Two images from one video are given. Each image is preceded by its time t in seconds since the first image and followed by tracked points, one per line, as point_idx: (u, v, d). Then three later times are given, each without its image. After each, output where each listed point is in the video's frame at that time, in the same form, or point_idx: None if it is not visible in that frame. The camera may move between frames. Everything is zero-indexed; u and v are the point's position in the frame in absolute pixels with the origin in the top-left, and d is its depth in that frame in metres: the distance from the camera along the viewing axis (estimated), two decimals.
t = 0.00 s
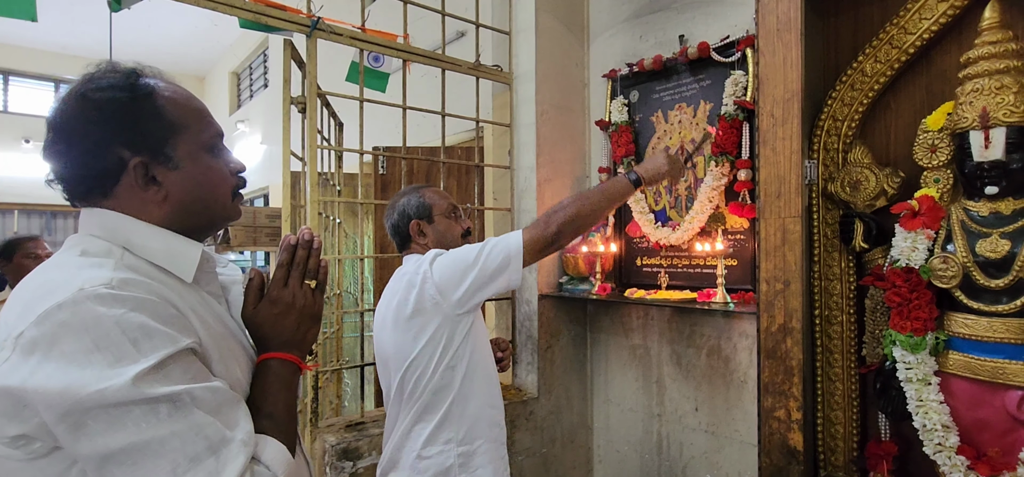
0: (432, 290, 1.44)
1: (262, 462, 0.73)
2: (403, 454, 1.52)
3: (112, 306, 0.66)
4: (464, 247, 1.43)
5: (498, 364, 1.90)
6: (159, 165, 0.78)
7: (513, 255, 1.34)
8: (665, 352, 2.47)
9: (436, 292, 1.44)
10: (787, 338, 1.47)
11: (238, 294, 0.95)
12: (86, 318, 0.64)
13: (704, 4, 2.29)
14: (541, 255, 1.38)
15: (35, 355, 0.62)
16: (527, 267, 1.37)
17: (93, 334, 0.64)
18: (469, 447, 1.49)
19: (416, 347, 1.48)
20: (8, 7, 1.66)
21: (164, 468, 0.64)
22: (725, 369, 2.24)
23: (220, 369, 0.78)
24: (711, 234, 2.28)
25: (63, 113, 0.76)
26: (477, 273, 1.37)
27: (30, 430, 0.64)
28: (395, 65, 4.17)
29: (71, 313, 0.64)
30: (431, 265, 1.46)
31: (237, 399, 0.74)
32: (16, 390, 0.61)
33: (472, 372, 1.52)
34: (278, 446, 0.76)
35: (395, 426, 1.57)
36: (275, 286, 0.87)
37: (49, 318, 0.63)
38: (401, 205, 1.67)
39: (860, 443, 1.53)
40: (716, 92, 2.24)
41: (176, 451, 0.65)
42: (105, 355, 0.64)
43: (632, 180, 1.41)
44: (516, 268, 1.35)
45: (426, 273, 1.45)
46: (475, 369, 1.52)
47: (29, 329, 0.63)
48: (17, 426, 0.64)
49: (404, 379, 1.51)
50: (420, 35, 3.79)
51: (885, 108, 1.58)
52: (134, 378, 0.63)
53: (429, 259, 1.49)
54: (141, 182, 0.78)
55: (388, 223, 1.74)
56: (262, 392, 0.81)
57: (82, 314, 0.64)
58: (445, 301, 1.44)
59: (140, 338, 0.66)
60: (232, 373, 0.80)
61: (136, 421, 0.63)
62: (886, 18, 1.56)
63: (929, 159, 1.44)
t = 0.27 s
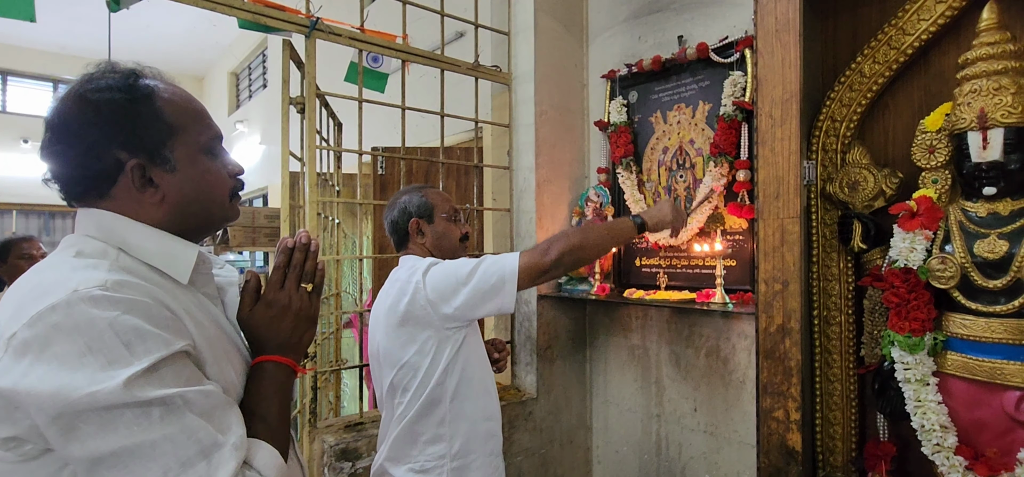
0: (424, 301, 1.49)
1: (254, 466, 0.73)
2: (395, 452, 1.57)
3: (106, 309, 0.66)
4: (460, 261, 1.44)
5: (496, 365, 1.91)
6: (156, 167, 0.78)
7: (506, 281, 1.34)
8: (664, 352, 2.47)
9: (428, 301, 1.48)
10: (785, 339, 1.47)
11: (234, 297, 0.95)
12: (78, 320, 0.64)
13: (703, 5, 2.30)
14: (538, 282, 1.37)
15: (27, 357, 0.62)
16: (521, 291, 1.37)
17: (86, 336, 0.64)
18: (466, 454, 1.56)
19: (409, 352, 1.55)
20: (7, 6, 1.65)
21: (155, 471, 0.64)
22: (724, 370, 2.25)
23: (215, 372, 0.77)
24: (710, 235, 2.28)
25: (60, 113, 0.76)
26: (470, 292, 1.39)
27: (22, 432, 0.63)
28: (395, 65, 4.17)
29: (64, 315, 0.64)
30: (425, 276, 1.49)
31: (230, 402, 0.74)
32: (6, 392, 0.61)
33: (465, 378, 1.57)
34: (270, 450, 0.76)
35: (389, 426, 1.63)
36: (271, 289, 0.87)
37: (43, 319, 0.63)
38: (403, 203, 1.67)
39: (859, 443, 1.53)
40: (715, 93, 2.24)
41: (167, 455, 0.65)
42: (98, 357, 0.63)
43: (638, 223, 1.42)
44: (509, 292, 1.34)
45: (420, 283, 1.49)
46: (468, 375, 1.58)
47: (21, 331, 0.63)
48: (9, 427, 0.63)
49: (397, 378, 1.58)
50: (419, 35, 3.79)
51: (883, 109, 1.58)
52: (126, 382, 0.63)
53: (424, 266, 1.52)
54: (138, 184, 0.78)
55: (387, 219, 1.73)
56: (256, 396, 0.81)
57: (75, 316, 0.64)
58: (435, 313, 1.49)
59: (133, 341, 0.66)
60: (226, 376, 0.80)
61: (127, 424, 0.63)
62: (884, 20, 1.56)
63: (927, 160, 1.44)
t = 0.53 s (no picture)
0: (417, 308, 1.49)
1: (249, 470, 0.73)
2: (391, 458, 1.58)
3: (103, 310, 0.66)
4: (455, 271, 1.43)
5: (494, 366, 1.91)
6: (156, 168, 0.78)
7: (499, 299, 1.33)
8: (664, 353, 2.47)
9: (421, 308, 1.48)
10: (785, 340, 1.47)
11: (231, 300, 0.95)
12: (75, 322, 0.64)
13: (702, 5, 2.30)
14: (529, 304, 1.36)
15: (22, 358, 0.62)
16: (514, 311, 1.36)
17: (82, 338, 0.64)
18: (463, 458, 1.57)
19: (400, 357, 1.56)
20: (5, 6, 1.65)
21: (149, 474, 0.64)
22: (723, 370, 2.25)
23: (210, 375, 0.78)
24: (709, 235, 2.29)
25: (61, 113, 0.76)
26: (461, 305, 1.38)
27: (16, 433, 0.63)
28: (394, 65, 4.17)
29: (61, 316, 0.64)
30: (419, 282, 1.48)
31: (226, 405, 0.74)
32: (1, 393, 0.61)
33: (459, 382, 1.58)
34: (266, 454, 0.76)
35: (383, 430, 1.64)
36: (268, 291, 0.87)
37: (39, 321, 0.63)
38: (406, 200, 1.66)
39: (858, 444, 1.53)
40: (714, 94, 2.24)
41: (162, 458, 0.65)
42: (94, 359, 0.63)
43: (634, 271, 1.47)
44: (500, 310, 1.33)
45: (414, 289, 1.48)
46: (461, 379, 1.59)
47: (17, 332, 0.62)
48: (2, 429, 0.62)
49: (390, 381, 1.59)
50: (419, 35, 3.79)
51: (883, 109, 1.58)
52: (122, 384, 0.63)
53: (419, 271, 1.51)
54: (138, 185, 0.77)
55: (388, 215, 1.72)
56: (252, 399, 0.80)
57: (72, 317, 0.64)
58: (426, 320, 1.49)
59: (130, 343, 0.66)
60: (221, 378, 0.80)
61: (123, 427, 0.63)
62: (884, 20, 1.57)
63: (926, 161, 1.44)
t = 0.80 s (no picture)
0: (416, 312, 1.49)
1: (251, 472, 0.74)
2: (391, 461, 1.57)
3: (106, 312, 0.66)
4: (455, 277, 1.44)
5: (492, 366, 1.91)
6: (159, 169, 0.78)
7: (497, 310, 1.36)
8: (664, 353, 2.47)
9: (419, 310, 1.49)
10: (784, 339, 1.48)
11: (231, 303, 0.95)
12: (79, 323, 0.64)
13: (702, 6, 2.30)
14: (524, 319, 1.40)
15: (26, 359, 0.62)
16: (512, 324, 1.39)
17: (85, 340, 0.64)
18: (463, 459, 1.58)
19: (399, 361, 1.56)
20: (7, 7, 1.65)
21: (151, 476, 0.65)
22: (723, 370, 2.25)
23: (212, 376, 0.78)
24: (709, 235, 2.29)
25: (67, 111, 0.76)
26: (462, 312, 1.40)
27: (19, 435, 0.63)
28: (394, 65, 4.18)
29: (64, 317, 0.64)
30: (419, 285, 1.49)
31: (228, 408, 0.74)
32: (4, 394, 0.61)
33: (457, 385, 1.58)
34: (268, 457, 0.77)
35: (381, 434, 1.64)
36: (268, 293, 0.88)
37: (41, 322, 0.63)
38: (408, 200, 1.66)
39: (858, 443, 1.54)
40: (714, 94, 2.24)
41: (164, 460, 0.65)
42: (98, 361, 0.64)
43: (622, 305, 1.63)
44: (500, 320, 1.36)
45: (413, 292, 1.49)
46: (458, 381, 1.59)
47: (20, 333, 0.63)
48: (6, 430, 0.63)
49: (388, 383, 1.59)
50: (419, 36, 3.80)
51: (882, 110, 1.59)
52: (126, 386, 0.63)
53: (419, 275, 1.52)
54: (140, 186, 0.78)
55: (388, 215, 1.72)
56: (252, 400, 0.81)
57: (75, 318, 0.64)
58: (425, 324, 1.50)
59: (134, 345, 0.66)
60: (223, 380, 0.80)
61: (126, 429, 0.64)
62: (883, 21, 1.57)
63: (925, 162, 1.45)
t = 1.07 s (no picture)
0: (416, 313, 1.48)
1: None
2: (391, 461, 1.57)
3: (98, 318, 0.66)
4: (456, 279, 1.44)
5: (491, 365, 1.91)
6: (159, 173, 0.78)
7: (498, 314, 1.36)
8: (664, 352, 2.47)
9: (419, 312, 1.48)
10: (785, 339, 1.48)
11: (226, 311, 0.95)
12: (70, 329, 0.64)
13: (702, 5, 2.30)
14: (526, 322, 1.41)
15: (14, 366, 0.62)
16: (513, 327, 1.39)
17: (76, 347, 0.63)
18: (463, 460, 1.58)
19: (399, 361, 1.56)
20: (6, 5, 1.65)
21: None
22: (723, 369, 2.25)
23: (206, 384, 0.78)
24: (709, 235, 2.29)
25: (72, 108, 0.76)
26: (462, 315, 1.40)
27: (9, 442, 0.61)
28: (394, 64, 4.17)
29: (55, 323, 0.63)
30: (419, 286, 1.48)
31: (221, 415, 0.75)
32: None
33: (455, 385, 1.58)
34: (263, 465, 0.78)
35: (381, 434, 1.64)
36: (264, 295, 0.88)
37: (32, 327, 0.63)
38: (409, 199, 1.66)
39: (859, 442, 1.54)
40: (714, 93, 2.24)
41: (157, 469, 0.65)
42: (89, 369, 0.63)
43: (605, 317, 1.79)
44: (501, 324, 1.36)
45: (414, 293, 1.48)
46: (458, 382, 1.58)
47: (9, 339, 0.62)
48: None
49: (387, 382, 1.59)
50: (419, 35, 3.80)
51: (882, 109, 1.58)
52: (117, 395, 0.63)
53: (419, 275, 1.51)
54: (138, 188, 0.78)
55: (388, 213, 1.71)
56: (249, 407, 0.82)
57: (66, 325, 0.64)
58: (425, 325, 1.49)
59: (125, 353, 0.66)
60: (217, 386, 0.80)
61: (117, 438, 0.64)
62: (884, 21, 1.57)
63: (926, 160, 1.45)
